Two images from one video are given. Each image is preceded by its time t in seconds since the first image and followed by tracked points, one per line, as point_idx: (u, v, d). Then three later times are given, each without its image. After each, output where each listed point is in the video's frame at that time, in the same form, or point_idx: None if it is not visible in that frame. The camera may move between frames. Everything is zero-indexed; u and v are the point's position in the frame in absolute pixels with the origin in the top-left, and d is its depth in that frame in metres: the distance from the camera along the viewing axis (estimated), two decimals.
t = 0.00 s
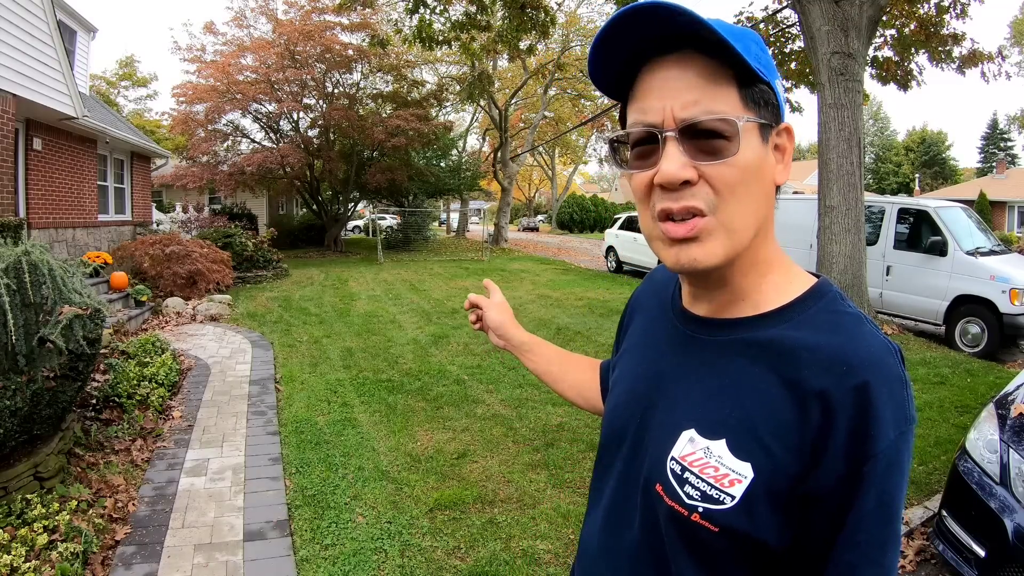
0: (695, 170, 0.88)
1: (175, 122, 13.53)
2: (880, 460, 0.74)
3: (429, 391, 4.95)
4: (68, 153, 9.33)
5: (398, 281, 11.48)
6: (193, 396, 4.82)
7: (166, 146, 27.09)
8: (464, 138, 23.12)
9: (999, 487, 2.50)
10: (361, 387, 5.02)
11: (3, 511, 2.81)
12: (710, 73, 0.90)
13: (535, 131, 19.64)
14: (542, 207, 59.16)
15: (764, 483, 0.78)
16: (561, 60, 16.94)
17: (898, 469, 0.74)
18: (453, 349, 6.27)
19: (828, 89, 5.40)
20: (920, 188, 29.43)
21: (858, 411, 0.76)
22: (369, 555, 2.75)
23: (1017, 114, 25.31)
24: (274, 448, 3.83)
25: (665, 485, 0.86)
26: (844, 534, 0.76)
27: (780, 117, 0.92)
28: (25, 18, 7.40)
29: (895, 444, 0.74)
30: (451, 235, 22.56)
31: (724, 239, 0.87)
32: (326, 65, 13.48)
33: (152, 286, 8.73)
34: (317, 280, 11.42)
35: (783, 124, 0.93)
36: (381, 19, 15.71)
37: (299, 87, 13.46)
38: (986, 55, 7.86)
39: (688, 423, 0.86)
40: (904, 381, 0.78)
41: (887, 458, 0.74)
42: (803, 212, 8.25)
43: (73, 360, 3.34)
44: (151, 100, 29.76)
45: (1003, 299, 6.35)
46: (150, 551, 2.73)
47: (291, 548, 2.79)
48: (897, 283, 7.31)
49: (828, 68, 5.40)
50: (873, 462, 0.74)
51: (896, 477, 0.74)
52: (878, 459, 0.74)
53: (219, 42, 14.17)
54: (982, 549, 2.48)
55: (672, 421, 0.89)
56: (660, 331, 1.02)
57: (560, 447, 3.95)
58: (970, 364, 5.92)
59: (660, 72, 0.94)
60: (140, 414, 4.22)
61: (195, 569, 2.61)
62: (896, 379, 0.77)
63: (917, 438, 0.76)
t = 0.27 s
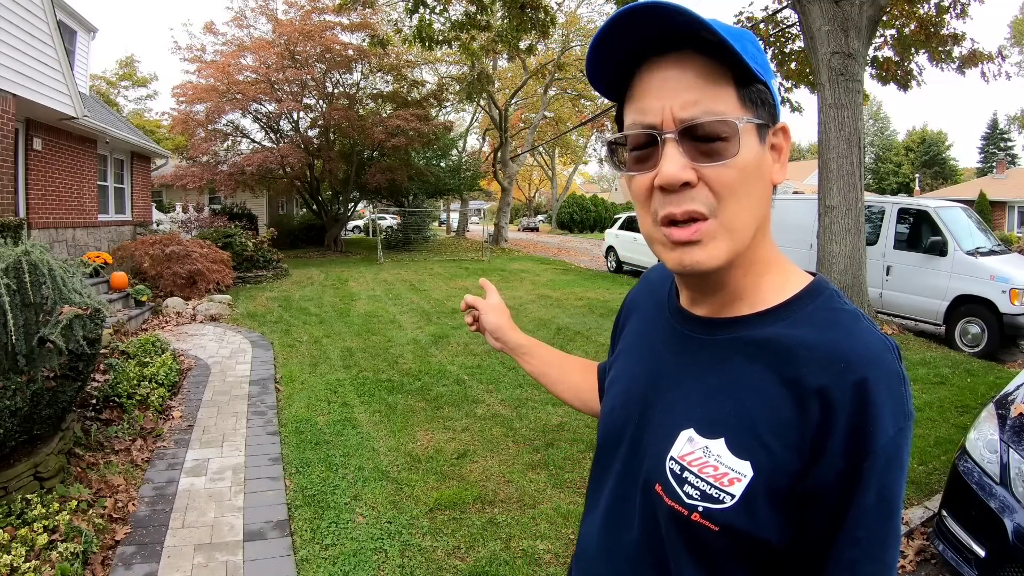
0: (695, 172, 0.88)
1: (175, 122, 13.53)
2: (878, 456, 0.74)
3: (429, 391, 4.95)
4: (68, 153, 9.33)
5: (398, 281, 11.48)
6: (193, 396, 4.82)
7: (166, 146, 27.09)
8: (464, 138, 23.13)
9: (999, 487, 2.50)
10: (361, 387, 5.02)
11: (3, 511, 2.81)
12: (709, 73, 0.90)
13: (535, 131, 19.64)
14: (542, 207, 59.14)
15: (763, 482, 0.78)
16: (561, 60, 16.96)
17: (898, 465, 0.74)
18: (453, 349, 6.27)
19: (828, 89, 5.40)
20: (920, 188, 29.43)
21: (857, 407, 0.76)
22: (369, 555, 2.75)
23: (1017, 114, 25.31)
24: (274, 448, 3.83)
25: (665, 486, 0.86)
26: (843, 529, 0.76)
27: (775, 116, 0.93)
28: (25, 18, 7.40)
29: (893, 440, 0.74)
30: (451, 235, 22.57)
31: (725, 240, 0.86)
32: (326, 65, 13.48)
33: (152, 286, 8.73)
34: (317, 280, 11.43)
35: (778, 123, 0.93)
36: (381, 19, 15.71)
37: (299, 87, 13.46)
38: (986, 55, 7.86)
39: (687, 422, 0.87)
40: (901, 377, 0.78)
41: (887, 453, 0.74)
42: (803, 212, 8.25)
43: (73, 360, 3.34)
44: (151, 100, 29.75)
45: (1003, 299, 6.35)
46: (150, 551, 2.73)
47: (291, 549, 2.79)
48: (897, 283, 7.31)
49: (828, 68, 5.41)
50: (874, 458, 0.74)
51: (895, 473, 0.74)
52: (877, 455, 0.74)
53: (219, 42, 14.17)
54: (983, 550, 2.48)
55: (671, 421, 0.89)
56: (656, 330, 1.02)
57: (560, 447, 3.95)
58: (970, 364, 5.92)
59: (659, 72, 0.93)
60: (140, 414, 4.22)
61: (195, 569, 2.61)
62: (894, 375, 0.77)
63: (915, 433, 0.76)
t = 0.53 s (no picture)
0: (699, 169, 0.87)
1: (174, 122, 13.54)
2: (877, 454, 0.74)
3: (429, 391, 4.95)
4: (68, 153, 9.33)
5: (398, 281, 11.48)
6: (193, 396, 4.82)
7: (165, 146, 27.09)
8: (463, 138, 23.14)
9: (998, 487, 2.50)
10: (361, 388, 5.02)
11: (3, 511, 2.81)
12: (714, 69, 0.90)
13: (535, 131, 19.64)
14: (542, 207, 59.12)
15: (762, 480, 0.78)
16: (561, 60, 17.00)
17: (897, 463, 0.75)
18: (453, 349, 6.27)
19: (828, 89, 5.41)
20: (920, 188, 29.44)
21: (855, 406, 0.76)
22: (369, 555, 2.75)
23: (1016, 114, 25.32)
24: (274, 448, 3.83)
25: (664, 486, 0.86)
26: (842, 528, 0.76)
27: (774, 116, 0.94)
28: (25, 18, 7.40)
29: (892, 438, 0.74)
30: (451, 235, 22.57)
31: (727, 238, 0.86)
32: (326, 65, 13.48)
33: (152, 286, 8.73)
34: (317, 280, 11.43)
35: (778, 123, 0.94)
36: (381, 19, 15.71)
37: (299, 87, 13.47)
38: (986, 55, 7.86)
39: (686, 422, 0.86)
40: (900, 376, 0.79)
41: (885, 451, 0.74)
42: (803, 212, 8.25)
43: (73, 360, 3.34)
44: (152, 101, 29.74)
45: (1003, 299, 6.35)
46: (150, 551, 2.73)
47: (292, 548, 2.79)
48: (897, 283, 7.31)
49: (828, 68, 5.41)
50: (873, 456, 0.74)
51: (894, 471, 0.75)
52: (878, 454, 0.74)
53: (219, 42, 14.17)
54: (982, 549, 2.48)
55: (669, 421, 0.89)
56: (654, 330, 1.01)
57: (560, 447, 3.95)
58: (970, 364, 5.92)
59: (661, 68, 0.93)
60: (140, 414, 4.21)
61: (195, 569, 2.61)
62: (892, 373, 0.78)
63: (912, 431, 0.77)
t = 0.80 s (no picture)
0: (711, 157, 0.87)
1: (174, 122, 13.54)
2: (874, 452, 0.75)
3: (429, 391, 4.95)
4: (68, 153, 9.33)
5: (398, 281, 11.48)
6: (193, 396, 4.82)
7: (165, 146, 27.10)
8: (463, 138, 23.14)
9: (998, 487, 2.50)
10: (361, 387, 5.02)
11: (3, 511, 2.81)
12: (734, 66, 0.91)
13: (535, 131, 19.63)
14: (542, 207, 59.10)
15: (759, 480, 0.78)
16: (561, 60, 17.02)
17: (892, 462, 0.75)
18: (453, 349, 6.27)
19: (828, 89, 5.41)
20: (920, 188, 29.41)
21: (853, 404, 0.76)
22: (369, 555, 2.75)
23: (1016, 114, 25.30)
24: (274, 448, 3.83)
25: (661, 487, 0.86)
26: (840, 526, 0.77)
27: (785, 120, 0.94)
28: (25, 18, 7.40)
29: (888, 436, 0.75)
30: (451, 235, 22.57)
31: (734, 226, 0.85)
32: (326, 65, 13.48)
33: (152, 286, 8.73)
34: (317, 280, 11.43)
35: (787, 128, 0.95)
36: (381, 19, 15.71)
37: (299, 87, 13.46)
38: (986, 55, 7.86)
39: (683, 423, 0.86)
40: (895, 374, 0.79)
41: (883, 448, 0.75)
42: (803, 212, 8.25)
43: (73, 360, 3.34)
44: (152, 100, 29.72)
45: (1003, 299, 6.35)
46: (150, 551, 2.73)
47: (292, 548, 2.79)
48: (897, 283, 7.31)
49: (828, 68, 5.41)
50: (869, 455, 0.74)
51: (889, 469, 0.75)
52: (874, 452, 0.74)
53: (219, 42, 14.18)
54: (982, 550, 2.48)
55: (667, 422, 0.89)
56: (650, 330, 1.01)
57: (560, 447, 3.95)
58: (970, 364, 5.92)
59: (682, 59, 0.94)
60: (140, 414, 4.22)
61: (195, 569, 2.61)
62: (888, 372, 0.78)
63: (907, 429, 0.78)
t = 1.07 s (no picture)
0: (706, 178, 0.87)
1: (174, 122, 13.54)
2: (877, 450, 0.75)
3: (429, 391, 4.95)
4: (68, 153, 9.32)
5: (398, 281, 11.48)
6: (193, 396, 4.82)
7: (166, 146, 27.10)
8: (463, 138, 23.14)
9: (998, 488, 2.50)
10: (361, 387, 5.02)
11: (3, 511, 2.81)
12: (721, 78, 0.90)
13: (535, 131, 19.62)
14: (542, 207, 59.09)
15: (762, 477, 0.78)
16: (561, 60, 17.02)
17: (894, 459, 0.75)
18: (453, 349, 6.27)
19: (828, 89, 5.41)
20: (920, 188, 29.41)
21: (855, 403, 0.76)
22: (369, 555, 2.75)
23: (1016, 114, 25.29)
24: (274, 448, 3.83)
25: (664, 485, 0.86)
26: (841, 523, 0.77)
27: (776, 120, 0.94)
28: (25, 18, 7.40)
29: (890, 434, 0.75)
30: (451, 235, 22.57)
31: (731, 245, 0.87)
32: (326, 65, 13.48)
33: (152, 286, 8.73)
34: (317, 280, 11.42)
35: (779, 126, 0.94)
36: (381, 19, 15.71)
37: (299, 87, 13.47)
38: (986, 55, 7.86)
39: (685, 421, 0.86)
40: (898, 372, 0.79)
41: (884, 447, 0.75)
42: (803, 212, 8.24)
43: (74, 360, 3.34)
44: (152, 100, 29.69)
45: (1003, 299, 6.35)
46: (150, 551, 2.73)
47: (292, 548, 2.79)
48: (897, 283, 7.31)
49: (828, 68, 5.41)
50: (871, 452, 0.74)
51: (891, 467, 0.75)
52: (877, 449, 0.74)
53: (219, 42, 14.18)
54: (982, 550, 2.48)
55: (669, 421, 0.89)
56: (651, 331, 1.01)
57: (560, 446, 3.95)
58: (970, 364, 5.92)
59: (669, 74, 0.93)
60: (140, 414, 4.22)
61: (195, 569, 2.61)
62: (890, 371, 0.78)
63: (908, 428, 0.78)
